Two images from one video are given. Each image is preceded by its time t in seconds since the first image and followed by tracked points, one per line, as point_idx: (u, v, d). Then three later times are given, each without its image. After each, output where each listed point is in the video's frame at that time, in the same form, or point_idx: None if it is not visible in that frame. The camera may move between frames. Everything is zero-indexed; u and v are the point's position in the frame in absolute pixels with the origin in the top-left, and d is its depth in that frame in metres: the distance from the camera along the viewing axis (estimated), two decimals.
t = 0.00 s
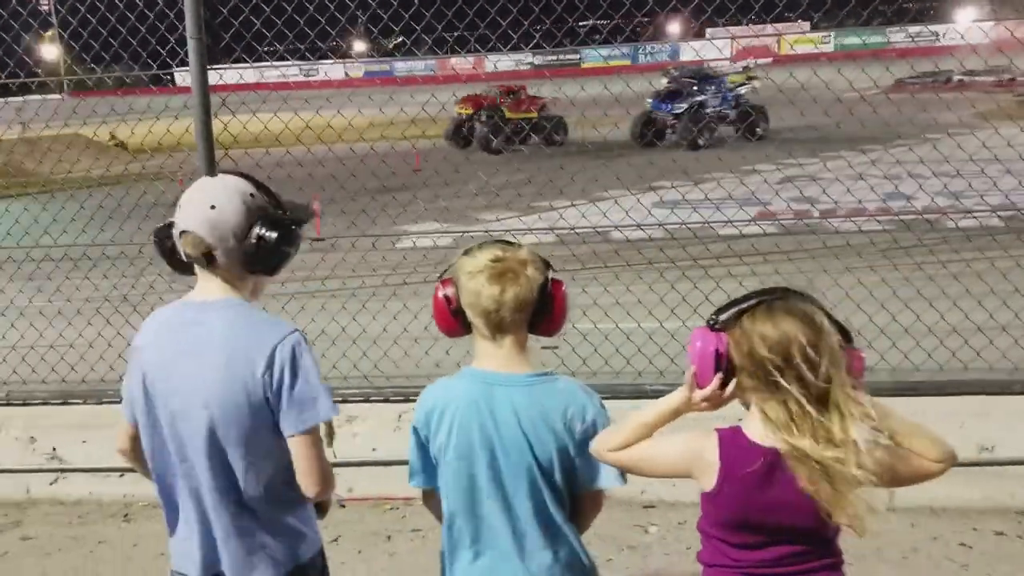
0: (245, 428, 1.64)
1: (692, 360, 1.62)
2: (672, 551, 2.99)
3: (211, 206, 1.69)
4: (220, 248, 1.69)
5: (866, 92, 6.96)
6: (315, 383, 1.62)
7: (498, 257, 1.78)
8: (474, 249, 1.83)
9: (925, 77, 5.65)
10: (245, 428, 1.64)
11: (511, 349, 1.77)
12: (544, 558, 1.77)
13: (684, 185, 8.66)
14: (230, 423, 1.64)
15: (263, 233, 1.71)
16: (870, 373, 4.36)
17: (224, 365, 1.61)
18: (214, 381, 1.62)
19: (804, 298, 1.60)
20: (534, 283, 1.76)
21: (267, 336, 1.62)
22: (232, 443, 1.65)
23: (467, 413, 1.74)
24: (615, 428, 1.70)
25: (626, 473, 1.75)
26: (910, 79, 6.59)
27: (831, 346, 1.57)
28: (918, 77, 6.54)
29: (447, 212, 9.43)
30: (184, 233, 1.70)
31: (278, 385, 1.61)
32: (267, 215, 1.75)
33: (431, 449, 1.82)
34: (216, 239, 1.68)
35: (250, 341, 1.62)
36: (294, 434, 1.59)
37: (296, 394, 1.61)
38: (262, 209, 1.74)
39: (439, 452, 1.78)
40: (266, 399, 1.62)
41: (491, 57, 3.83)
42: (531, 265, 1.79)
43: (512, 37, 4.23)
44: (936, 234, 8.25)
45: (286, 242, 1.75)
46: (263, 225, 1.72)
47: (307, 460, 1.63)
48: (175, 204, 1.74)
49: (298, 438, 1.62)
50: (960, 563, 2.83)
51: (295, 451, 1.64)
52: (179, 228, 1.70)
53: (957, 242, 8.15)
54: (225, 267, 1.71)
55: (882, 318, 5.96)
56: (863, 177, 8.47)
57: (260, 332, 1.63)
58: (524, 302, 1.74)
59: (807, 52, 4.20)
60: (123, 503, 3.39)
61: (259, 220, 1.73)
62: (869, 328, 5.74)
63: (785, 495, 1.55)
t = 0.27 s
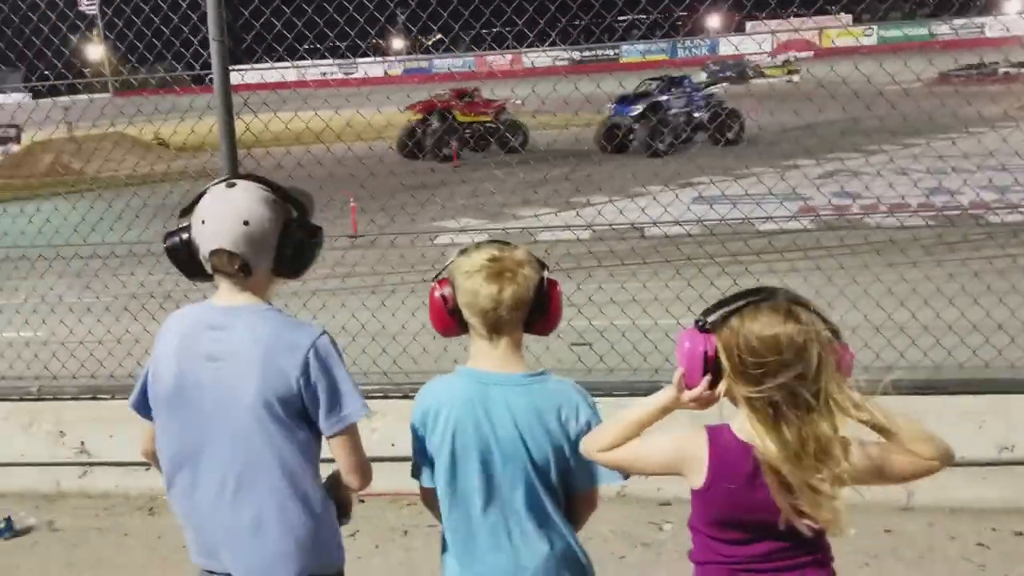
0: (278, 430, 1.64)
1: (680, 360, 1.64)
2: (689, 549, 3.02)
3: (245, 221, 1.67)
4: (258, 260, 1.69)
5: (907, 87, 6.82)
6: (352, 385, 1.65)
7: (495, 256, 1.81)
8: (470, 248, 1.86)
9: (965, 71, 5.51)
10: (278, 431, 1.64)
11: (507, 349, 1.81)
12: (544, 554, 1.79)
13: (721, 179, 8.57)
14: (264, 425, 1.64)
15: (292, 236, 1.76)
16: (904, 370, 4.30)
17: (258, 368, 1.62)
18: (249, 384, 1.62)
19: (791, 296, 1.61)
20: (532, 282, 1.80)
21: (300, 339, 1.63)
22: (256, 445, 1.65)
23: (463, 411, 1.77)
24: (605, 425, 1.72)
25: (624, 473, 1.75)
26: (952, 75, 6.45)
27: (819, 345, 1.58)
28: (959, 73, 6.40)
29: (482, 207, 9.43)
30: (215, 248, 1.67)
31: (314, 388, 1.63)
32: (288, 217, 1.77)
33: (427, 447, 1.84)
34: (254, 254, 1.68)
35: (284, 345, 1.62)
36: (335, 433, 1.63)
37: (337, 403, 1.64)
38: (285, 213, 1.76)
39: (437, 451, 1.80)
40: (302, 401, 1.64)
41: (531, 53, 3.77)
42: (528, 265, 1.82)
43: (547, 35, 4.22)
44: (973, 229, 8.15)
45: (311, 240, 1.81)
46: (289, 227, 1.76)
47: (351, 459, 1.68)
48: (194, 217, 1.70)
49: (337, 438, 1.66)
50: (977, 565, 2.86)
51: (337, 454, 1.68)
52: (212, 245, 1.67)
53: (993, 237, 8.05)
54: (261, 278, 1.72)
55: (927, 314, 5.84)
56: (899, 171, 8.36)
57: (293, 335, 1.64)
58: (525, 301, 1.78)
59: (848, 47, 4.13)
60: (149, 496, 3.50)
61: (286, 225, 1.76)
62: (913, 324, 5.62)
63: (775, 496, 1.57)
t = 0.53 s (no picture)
0: (292, 416, 1.67)
1: (697, 353, 1.62)
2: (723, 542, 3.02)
3: (249, 212, 1.70)
4: (263, 252, 1.72)
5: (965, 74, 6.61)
6: (360, 371, 1.65)
7: (514, 248, 1.83)
8: (490, 241, 1.88)
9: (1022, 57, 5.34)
10: (291, 417, 1.67)
11: (526, 341, 1.83)
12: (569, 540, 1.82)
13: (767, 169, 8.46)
14: (277, 411, 1.67)
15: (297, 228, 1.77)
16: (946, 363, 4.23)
17: (269, 356, 1.64)
18: (261, 372, 1.65)
19: (808, 289, 1.61)
20: (551, 272, 1.82)
21: (309, 326, 1.65)
22: (278, 434, 1.68)
23: (484, 403, 1.79)
24: (620, 418, 1.72)
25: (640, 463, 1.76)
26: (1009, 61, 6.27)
27: (835, 338, 1.57)
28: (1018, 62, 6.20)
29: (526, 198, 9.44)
30: (220, 239, 1.70)
31: (324, 374, 1.64)
32: (293, 209, 1.80)
33: (448, 439, 1.86)
34: (259, 245, 1.70)
35: (293, 332, 1.64)
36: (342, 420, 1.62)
37: (345, 389, 1.64)
38: (289, 204, 1.78)
39: (459, 441, 1.83)
40: (313, 387, 1.65)
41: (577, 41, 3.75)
42: (547, 257, 1.83)
43: (590, 27, 4.20)
44: None
45: (315, 233, 1.82)
46: (294, 220, 1.78)
47: (359, 444, 1.65)
48: (201, 208, 1.74)
49: (345, 422, 1.65)
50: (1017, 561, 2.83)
51: (345, 438, 1.66)
52: (218, 236, 1.70)
53: None
54: (265, 269, 1.74)
55: (977, 306, 5.72)
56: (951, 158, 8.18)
57: (302, 322, 1.65)
58: (544, 291, 1.80)
59: (899, 34, 4.04)
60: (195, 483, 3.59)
61: (291, 216, 1.78)
62: (962, 317, 5.51)
63: (794, 490, 1.57)
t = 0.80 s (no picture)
0: (310, 398, 1.70)
1: (731, 347, 1.61)
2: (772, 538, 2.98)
3: (268, 198, 1.75)
4: (281, 238, 1.77)
5: None
6: (376, 353, 1.68)
7: (554, 237, 1.84)
8: (528, 231, 1.89)
9: None
10: (309, 399, 1.70)
11: (565, 331, 1.84)
12: (596, 525, 1.82)
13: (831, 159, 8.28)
14: (295, 394, 1.70)
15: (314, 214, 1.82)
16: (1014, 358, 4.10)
17: (288, 338, 1.68)
18: (280, 354, 1.68)
19: (848, 281, 1.58)
20: (590, 262, 1.82)
21: (326, 309, 1.68)
22: (295, 416, 1.72)
23: (519, 392, 1.81)
24: (655, 411, 1.72)
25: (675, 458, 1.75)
26: None
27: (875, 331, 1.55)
28: None
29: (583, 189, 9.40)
30: (240, 225, 1.75)
31: (341, 356, 1.68)
32: (310, 195, 1.84)
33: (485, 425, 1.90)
34: (277, 231, 1.75)
35: (311, 315, 1.68)
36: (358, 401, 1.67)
37: (361, 370, 1.68)
38: (306, 191, 1.83)
39: (494, 429, 1.87)
40: (329, 369, 1.68)
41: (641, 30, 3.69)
42: (585, 247, 1.84)
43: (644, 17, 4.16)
44: None
45: (332, 219, 1.87)
46: (311, 206, 1.83)
47: (368, 424, 1.72)
48: (220, 194, 1.79)
49: (358, 405, 1.70)
50: None
51: (356, 419, 1.72)
52: (238, 222, 1.75)
53: None
54: (284, 254, 1.79)
55: None
56: None
57: (319, 305, 1.69)
58: (583, 281, 1.81)
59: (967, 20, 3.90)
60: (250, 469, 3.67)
61: (307, 203, 1.83)
62: None
63: (837, 487, 1.54)
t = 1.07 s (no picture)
0: (327, 383, 1.75)
1: (753, 349, 1.59)
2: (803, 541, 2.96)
3: (288, 187, 1.78)
4: (301, 226, 1.80)
5: None
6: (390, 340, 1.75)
7: (583, 232, 1.85)
8: (553, 226, 1.90)
9: None
10: (326, 384, 1.75)
11: (592, 326, 1.84)
12: (608, 520, 1.84)
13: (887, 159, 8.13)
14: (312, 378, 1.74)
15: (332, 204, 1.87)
16: None
17: (307, 324, 1.73)
18: (298, 339, 1.73)
19: (871, 282, 1.56)
20: (616, 257, 1.83)
21: (344, 296, 1.74)
22: (311, 401, 1.76)
23: (542, 386, 1.82)
24: (675, 410, 1.71)
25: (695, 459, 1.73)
26: None
27: (899, 332, 1.53)
28: None
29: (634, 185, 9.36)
30: (261, 213, 1.78)
31: (358, 342, 1.74)
32: (327, 186, 1.89)
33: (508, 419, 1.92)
34: (296, 219, 1.79)
35: (330, 302, 1.73)
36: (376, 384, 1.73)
37: (376, 356, 1.74)
38: (323, 182, 1.88)
39: (518, 423, 1.89)
40: (346, 355, 1.74)
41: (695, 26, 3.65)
42: (611, 242, 1.85)
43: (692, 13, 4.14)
44: None
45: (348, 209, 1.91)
46: (327, 196, 1.88)
47: (382, 409, 1.79)
48: (241, 183, 1.82)
49: (375, 388, 1.77)
50: None
51: (372, 405, 1.80)
52: (259, 210, 1.78)
53: None
54: (302, 242, 1.82)
55: None
56: None
57: (338, 292, 1.74)
58: (611, 275, 1.81)
59: None
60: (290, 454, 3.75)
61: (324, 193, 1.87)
62: None
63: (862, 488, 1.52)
